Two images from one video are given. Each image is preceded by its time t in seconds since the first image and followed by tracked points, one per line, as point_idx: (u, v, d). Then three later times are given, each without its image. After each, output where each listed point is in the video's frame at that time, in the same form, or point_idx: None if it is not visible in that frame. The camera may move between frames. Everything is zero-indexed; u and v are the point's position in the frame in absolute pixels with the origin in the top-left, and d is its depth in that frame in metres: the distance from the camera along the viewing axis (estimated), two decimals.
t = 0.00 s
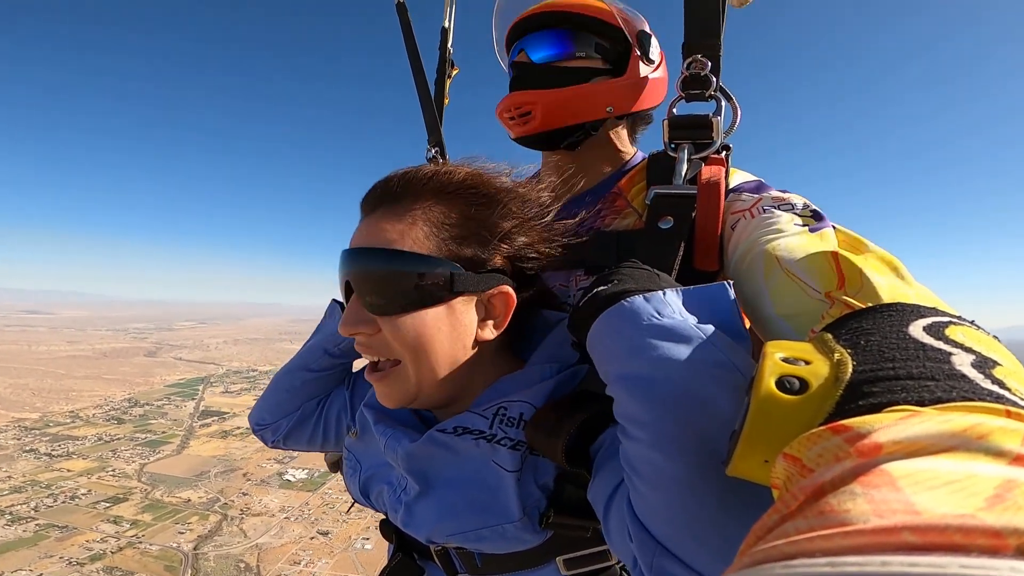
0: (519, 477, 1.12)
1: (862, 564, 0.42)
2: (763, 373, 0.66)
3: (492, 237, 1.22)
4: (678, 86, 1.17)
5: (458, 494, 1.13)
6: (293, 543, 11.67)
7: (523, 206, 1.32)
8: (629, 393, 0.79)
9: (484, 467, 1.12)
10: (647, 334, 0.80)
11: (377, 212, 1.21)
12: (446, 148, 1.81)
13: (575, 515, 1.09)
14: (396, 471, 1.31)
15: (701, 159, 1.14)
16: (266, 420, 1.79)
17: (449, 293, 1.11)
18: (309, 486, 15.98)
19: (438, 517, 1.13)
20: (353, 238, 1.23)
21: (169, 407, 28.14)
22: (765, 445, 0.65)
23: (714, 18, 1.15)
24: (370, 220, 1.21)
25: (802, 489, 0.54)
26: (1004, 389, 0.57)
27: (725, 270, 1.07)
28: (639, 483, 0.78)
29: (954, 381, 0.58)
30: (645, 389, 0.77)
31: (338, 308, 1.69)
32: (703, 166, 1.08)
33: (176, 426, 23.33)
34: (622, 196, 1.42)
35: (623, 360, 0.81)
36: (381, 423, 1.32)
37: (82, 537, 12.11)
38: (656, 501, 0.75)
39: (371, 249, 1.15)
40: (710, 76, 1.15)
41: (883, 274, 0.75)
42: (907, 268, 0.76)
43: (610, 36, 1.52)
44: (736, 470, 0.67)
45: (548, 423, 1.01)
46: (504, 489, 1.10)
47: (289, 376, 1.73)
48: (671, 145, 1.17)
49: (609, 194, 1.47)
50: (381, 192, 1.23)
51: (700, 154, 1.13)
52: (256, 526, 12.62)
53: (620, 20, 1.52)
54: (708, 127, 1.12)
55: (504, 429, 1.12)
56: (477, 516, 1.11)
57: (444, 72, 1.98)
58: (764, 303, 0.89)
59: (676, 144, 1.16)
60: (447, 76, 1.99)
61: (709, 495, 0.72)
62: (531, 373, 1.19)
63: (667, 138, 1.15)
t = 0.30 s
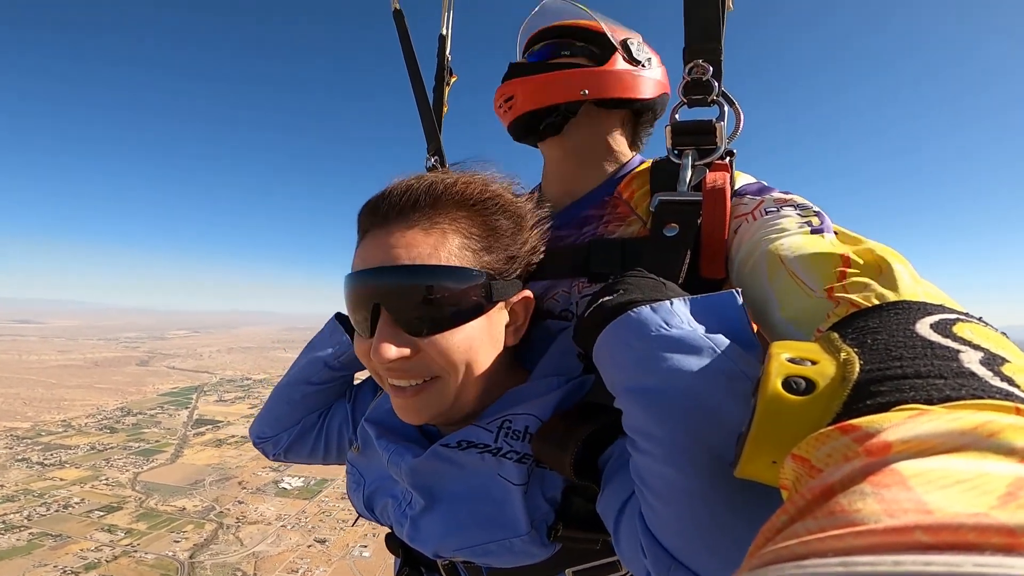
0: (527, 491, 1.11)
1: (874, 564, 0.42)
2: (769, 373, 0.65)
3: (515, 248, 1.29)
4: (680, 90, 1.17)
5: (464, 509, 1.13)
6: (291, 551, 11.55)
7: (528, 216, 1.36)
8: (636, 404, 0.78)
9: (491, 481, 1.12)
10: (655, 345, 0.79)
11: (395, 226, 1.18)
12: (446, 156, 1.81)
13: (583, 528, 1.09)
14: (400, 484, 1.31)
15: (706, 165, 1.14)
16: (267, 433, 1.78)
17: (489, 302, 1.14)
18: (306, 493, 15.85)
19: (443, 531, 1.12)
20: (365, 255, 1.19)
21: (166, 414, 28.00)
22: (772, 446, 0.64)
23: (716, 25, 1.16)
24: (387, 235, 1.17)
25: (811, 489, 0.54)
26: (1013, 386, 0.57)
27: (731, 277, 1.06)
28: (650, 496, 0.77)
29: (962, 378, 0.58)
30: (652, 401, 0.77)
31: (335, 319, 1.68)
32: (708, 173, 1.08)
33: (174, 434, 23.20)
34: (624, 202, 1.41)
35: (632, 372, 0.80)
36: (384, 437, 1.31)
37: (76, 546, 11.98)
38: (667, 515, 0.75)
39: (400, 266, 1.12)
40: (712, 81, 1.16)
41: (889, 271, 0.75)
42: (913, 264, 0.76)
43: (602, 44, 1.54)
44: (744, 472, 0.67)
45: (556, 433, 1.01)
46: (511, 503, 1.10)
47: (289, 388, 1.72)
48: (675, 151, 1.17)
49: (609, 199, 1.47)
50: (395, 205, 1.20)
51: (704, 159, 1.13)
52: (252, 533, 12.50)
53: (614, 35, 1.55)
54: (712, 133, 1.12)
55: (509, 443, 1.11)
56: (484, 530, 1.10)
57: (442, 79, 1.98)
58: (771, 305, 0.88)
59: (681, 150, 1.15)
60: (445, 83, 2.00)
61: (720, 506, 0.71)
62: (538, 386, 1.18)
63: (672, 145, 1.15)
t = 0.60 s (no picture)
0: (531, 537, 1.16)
1: None
2: (761, 393, 0.67)
3: (492, 298, 1.23)
4: (694, 115, 1.21)
5: (467, 552, 1.17)
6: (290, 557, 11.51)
7: (518, 251, 1.30)
8: (649, 466, 0.80)
9: (494, 525, 1.16)
10: (666, 401, 0.79)
11: (358, 292, 1.18)
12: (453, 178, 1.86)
13: None
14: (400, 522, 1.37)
15: (720, 195, 1.17)
16: (269, 459, 1.79)
17: (455, 372, 1.14)
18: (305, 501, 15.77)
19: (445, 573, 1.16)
20: (335, 317, 1.21)
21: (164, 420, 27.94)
22: (763, 466, 0.66)
23: (731, 43, 1.19)
24: (353, 301, 1.18)
25: (792, 504, 0.55)
26: (1002, 411, 0.59)
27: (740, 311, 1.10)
28: (660, 554, 0.82)
29: (952, 403, 0.59)
30: (664, 465, 0.79)
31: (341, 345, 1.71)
32: (723, 205, 1.12)
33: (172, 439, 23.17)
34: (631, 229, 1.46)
35: (642, 430, 0.82)
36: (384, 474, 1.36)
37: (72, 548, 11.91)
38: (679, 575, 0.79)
39: (363, 337, 1.15)
40: (726, 104, 1.20)
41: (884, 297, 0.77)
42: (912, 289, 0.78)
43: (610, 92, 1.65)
44: (734, 489, 0.68)
45: (561, 483, 1.05)
46: (514, 548, 1.14)
47: (293, 416, 1.74)
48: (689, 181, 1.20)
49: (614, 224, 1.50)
50: (358, 268, 1.19)
51: (720, 192, 1.16)
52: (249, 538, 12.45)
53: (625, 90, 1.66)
54: (729, 162, 1.15)
55: (513, 489, 1.16)
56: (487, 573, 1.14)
57: (449, 96, 2.01)
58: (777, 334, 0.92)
59: (695, 179, 1.18)
60: (452, 100, 2.02)
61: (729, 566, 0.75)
62: (544, 429, 1.21)
63: (686, 174, 1.18)
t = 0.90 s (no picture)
0: (531, 524, 1.15)
1: (871, 570, 0.42)
2: (770, 383, 0.66)
3: (500, 278, 1.24)
4: (698, 109, 1.20)
5: (468, 541, 1.16)
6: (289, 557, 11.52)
7: (522, 237, 1.32)
8: (646, 457, 0.80)
9: (495, 514, 1.15)
10: (664, 392, 0.78)
11: (366, 276, 1.17)
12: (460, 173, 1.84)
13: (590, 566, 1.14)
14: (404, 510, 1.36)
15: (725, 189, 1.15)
16: (277, 450, 1.78)
17: (467, 348, 1.13)
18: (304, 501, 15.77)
19: (446, 560, 1.16)
20: (343, 304, 1.21)
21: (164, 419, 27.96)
22: (776, 457, 0.65)
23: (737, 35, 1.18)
24: (360, 287, 1.18)
25: (809, 495, 0.54)
26: (1015, 395, 0.57)
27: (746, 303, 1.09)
28: (655, 545, 0.81)
29: (964, 388, 0.58)
30: (660, 456, 0.78)
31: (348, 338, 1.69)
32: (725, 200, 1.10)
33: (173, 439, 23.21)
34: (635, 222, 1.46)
35: (639, 420, 0.81)
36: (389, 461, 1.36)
37: (71, 548, 11.92)
38: (673, 569, 0.78)
39: (374, 320, 1.14)
40: (730, 98, 1.18)
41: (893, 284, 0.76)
42: (920, 274, 0.77)
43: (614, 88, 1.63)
44: (746, 481, 0.68)
45: (563, 472, 1.03)
46: (515, 537, 1.13)
47: (299, 409, 1.72)
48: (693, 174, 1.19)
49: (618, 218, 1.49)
50: (366, 252, 1.19)
51: (723, 184, 1.15)
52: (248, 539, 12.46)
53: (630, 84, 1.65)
54: (732, 155, 1.13)
55: (514, 477, 1.14)
56: (487, 562, 1.13)
57: (456, 91, 2.00)
58: (780, 323, 0.91)
59: (699, 172, 1.17)
60: (459, 96, 2.01)
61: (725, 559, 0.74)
62: (546, 418, 1.20)
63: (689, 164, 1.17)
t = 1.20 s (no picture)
0: (531, 521, 1.14)
1: (872, 567, 0.41)
2: (771, 377, 0.66)
3: (488, 281, 1.22)
4: (695, 101, 1.19)
5: (467, 538, 1.16)
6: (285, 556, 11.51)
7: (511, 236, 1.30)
8: (650, 453, 0.79)
9: (494, 510, 1.15)
10: (667, 388, 0.77)
11: (348, 282, 1.15)
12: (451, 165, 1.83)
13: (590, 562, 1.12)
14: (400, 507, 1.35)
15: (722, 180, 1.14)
16: (270, 448, 1.77)
17: (456, 355, 1.12)
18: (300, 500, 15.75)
19: (445, 558, 1.16)
20: (325, 308, 1.19)
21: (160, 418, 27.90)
22: (778, 454, 0.64)
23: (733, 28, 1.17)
24: (342, 293, 1.16)
25: (810, 490, 0.53)
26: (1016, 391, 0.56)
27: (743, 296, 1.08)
28: (662, 543, 0.80)
29: (965, 384, 0.57)
30: (665, 453, 0.77)
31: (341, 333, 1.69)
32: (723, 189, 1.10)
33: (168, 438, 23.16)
34: (630, 214, 1.46)
35: (642, 416, 0.80)
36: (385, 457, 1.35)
37: (65, 549, 11.87)
38: (681, 567, 0.77)
39: (356, 328, 1.13)
40: (728, 91, 1.17)
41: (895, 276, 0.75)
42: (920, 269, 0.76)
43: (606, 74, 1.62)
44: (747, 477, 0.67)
45: (563, 469, 1.02)
46: (514, 533, 1.13)
47: (294, 405, 1.72)
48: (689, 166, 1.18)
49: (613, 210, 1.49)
50: (345, 257, 1.16)
51: (721, 175, 1.13)
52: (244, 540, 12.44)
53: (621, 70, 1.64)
54: (728, 146, 1.12)
55: (513, 473, 1.13)
56: (486, 560, 1.13)
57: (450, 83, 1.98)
58: (779, 315, 0.90)
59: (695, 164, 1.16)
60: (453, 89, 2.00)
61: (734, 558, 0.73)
62: (544, 413, 1.20)
63: (684, 158, 1.16)
